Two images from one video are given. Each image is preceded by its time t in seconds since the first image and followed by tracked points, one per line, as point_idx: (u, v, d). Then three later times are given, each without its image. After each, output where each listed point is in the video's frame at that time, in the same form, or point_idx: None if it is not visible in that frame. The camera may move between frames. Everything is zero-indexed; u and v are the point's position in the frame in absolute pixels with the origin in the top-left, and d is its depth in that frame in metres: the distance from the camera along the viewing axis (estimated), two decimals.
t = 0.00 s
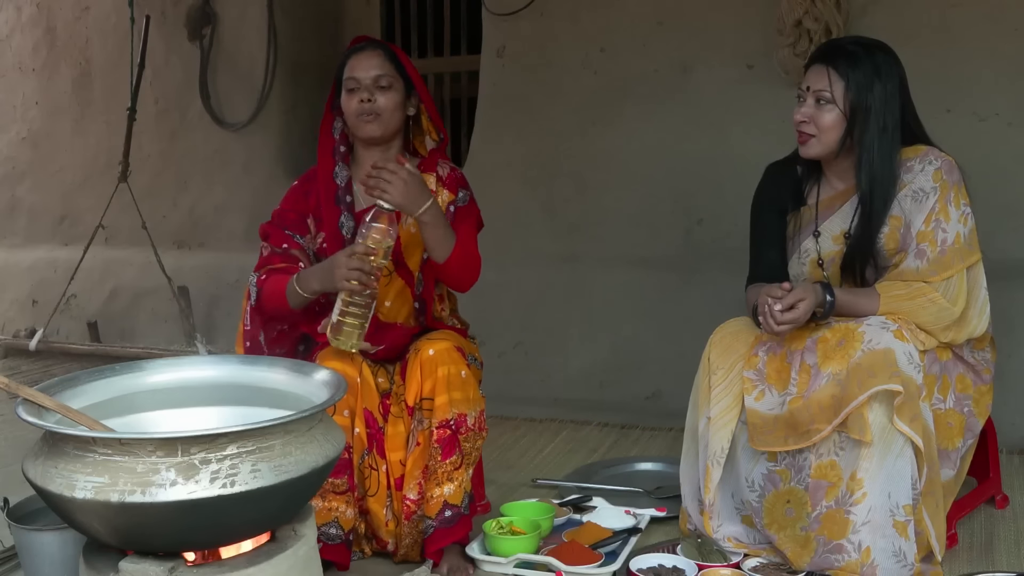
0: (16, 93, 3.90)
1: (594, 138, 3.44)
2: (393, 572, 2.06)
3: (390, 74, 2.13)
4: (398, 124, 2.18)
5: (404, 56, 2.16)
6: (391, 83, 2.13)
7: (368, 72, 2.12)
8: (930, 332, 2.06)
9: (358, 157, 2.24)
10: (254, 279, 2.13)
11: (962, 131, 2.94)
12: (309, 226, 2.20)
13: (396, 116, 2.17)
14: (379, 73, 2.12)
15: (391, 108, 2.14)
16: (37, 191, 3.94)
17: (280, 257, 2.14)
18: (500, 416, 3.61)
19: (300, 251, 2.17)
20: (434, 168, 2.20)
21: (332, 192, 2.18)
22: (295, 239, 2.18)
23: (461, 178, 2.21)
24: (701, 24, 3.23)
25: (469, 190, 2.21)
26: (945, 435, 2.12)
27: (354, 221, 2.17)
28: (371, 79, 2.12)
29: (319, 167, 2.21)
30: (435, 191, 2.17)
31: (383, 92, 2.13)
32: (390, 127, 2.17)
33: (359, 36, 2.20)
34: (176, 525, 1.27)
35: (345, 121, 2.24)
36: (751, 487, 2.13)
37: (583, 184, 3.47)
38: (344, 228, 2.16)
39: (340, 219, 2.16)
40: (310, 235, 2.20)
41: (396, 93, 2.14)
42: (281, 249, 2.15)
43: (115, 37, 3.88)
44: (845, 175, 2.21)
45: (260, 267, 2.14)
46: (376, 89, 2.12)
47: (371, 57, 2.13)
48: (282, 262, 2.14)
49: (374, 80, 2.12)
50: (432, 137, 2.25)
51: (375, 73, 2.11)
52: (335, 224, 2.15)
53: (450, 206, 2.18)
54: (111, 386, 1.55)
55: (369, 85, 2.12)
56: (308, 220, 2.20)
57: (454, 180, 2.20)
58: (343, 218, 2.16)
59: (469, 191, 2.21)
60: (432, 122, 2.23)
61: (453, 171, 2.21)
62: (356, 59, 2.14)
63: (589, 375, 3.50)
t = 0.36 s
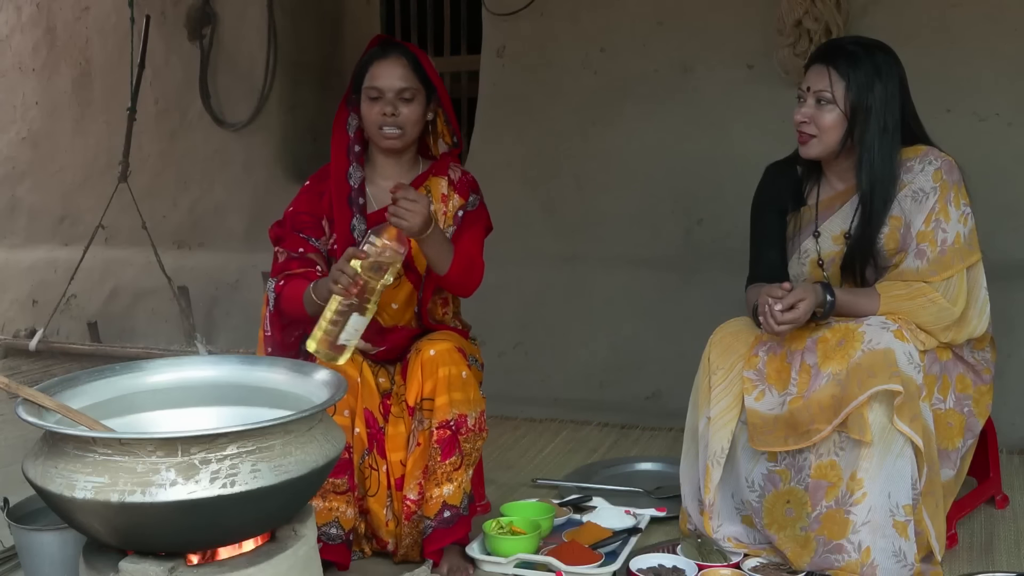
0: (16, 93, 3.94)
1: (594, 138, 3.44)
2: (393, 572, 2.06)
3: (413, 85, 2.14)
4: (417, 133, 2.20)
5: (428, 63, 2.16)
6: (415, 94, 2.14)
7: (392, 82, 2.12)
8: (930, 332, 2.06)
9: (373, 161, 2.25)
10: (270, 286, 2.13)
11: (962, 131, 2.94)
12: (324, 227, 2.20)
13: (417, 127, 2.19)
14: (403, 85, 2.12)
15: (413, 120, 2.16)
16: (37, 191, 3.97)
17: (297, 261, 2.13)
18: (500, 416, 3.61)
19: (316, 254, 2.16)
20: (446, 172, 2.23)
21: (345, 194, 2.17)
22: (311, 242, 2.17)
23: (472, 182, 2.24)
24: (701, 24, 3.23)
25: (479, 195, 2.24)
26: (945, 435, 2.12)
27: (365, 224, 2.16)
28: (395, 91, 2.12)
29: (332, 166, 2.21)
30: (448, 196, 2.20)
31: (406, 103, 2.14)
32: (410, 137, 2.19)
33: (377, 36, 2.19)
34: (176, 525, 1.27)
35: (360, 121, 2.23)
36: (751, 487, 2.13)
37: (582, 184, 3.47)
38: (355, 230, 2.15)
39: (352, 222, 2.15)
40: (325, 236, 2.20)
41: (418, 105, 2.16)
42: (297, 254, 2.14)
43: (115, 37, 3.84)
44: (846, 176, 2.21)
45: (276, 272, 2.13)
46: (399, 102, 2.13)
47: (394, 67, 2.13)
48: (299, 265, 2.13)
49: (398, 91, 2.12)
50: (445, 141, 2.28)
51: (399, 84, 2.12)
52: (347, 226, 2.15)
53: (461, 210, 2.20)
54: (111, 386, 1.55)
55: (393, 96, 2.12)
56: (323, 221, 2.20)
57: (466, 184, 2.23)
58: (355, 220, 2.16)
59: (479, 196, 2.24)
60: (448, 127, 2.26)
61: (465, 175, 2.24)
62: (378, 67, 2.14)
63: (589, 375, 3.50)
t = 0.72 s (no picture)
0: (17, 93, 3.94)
1: (594, 138, 3.44)
2: (393, 572, 2.06)
3: (414, 86, 2.15)
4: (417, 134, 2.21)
5: (429, 64, 2.17)
6: (415, 95, 2.15)
7: (393, 83, 2.13)
8: (930, 333, 2.06)
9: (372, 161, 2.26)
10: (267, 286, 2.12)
11: (962, 131, 2.93)
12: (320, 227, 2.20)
13: (418, 128, 2.19)
14: (403, 86, 2.13)
15: (413, 121, 2.16)
16: (37, 191, 3.97)
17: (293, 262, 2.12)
18: (500, 416, 3.61)
19: (312, 254, 2.15)
20: (447, 175, 2.22)
21: (343, 194, 2.18)
22: (308, 242, 2.17)
23: (471, 188, 2.24)
24: (701, 24, 3.23)
25: (478, 201, 2.24)
26: (945, 435, 2.12)
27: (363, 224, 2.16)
28: (396, 91, 2.13)
29: (332, 167, 2.21)
30: (447, 201, 2.19)
31: (406, 104, 2.15)
32: (410, 138, 2.19)
33: (380, 36, 2.20)
34: (175, 525, 1.27)
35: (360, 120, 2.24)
36: (751, 487, 2.13)
37: (582, 184, 3.47)
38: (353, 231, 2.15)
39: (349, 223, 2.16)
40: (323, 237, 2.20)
41: (419, 106, 2.17)
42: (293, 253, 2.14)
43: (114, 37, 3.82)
44: (846, 175, 2.21)
45: (273, 271, 2.13)
46: (399, 102, 2.14)
47: (396, 68, 2.14)
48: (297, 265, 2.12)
49: (399, 92, 2.13)
50: (446, 143, 2.28)
51: (400, 85, 2.13)
52: (344, 226, 2.15)
53: (460, 216, 2.19)
54: (112, 386, 1.55)
55: (393, 96, 2.13)
56: (320, 222, 2.20)
57: (465, 189, 2.23)
58: (353, 220, 2.16)
59: (479, 202, 2.24)
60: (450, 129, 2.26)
61: (465, 179, 2.24)
62: (380, 66, 2.15)
63: (589, 375, 3.51)
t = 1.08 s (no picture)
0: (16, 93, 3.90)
1: (594, 137, 3.44)
2: (394, 572, 2.06)
3: (427, 91, 2.17)
4: (428, 140, 2.22)
5: (445, 72, 2.19)
6: (428, 101, 2.18)
7: (406, 87, 2.15)
8: (930, 332, 2.06)
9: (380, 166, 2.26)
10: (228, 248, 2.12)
11: (962, 131, 2.93)
12: (307, 223, 2.18)
13: (427, 135, 2.21)
14: (417, 91, 2.16)
15: (424, 127, 2.18)
16: (38, 190, 3.95)
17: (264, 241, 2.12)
18: (501, 416, 3.61)
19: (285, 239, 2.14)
20: (455, 192, 2.20)
21: (347, 200, 2.17)
22: (285, 229, 2.15)
23: (478, 208, 2.20)
24: (701, 24, 3.23)
25: (484, 222, 2.21)
26: (945, 435, 2.12)
27: (364, 232, 2.14)
28: (409, 95, 2.15)
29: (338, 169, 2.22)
30: (453, 219, 2.17)
31: (418, 109, 2.17)
32: (420, 144, 2.20)
33: (398, 41, 2.23)
34: (176, 525, 1.27)
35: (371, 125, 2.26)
36: (751, 487, 2.13)
37: (582, 184, 3.47)
38: (353, 239, 2.14)
39: (350, 230, 2.14)
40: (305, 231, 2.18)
41: (430, 112, 2.19)
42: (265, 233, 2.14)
43: (115, 36, 3.87)
44: (846, 175, 2.21)
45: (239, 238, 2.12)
46: (411, 106, 2.16)
47: (410, 72, 2.16)
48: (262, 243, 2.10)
49: (412, 96, 2.16)
50: (460, 154, 2.27)
51: (413, 90, 2.15)
52: (346, 234, 2.13)
53: (463, 238, 2.17)
54: (111, 386, 1.55)
55: (406, 100, 2.15)
56: (308, 218, 2.18)
57: (472, 209, 2.20)
58: (354, 228, 2.14)
59: (485, 221, 2.22)
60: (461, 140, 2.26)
61: (474, 198, 2.21)
62: (395, 70, 2.17)
63: (589, 375, 3.51)
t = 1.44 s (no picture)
0: (16, 93, 3.75)
1: (594, 137, 3.44)
2: (393, 573, 2.06)
3: (434, 105, 2.15)
4: (432, 152, 2.21)
5: (456, 86, 2.17)
6: (434, 115, 2.16)
7: (412, 99, 2.13)
8: (930, 332, 2.06)
9: (385, 172, 2.26)
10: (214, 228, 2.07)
11: (963, 131, 2.93)
12: (303, 223, 2.19)
13: (429, 148, 2.20)
14: (423, 104, 2.13)
15: (427, 140, 2.17)
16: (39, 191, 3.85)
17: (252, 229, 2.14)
18: (501, 416, 3.61)
19: (274, 234, 2.17)
20: (458, 202, 2.21)
21: (352, 206, 2.18)
22: (279, 223, 2.18)
23: (480, 217, 2.22)
24: (701, 24, 3.23)
25: (486, 231, 2.23)
26: (944, 435, 2.12)
27: (368, 240, 2.16)
28: (415, 107, 2.13)
29: (344, 173, 2.22)
30: (455, 229, 2.18)
31: (423, 123, 2.15)
32: (423, 156, 2.20)
33: (412, 48, 2.20)
34: (176, 525, 1.27)
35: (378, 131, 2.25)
36: (751, 487, 2.13)
37: (583, 184, 3.47)
38: (356, 246, 2.15)
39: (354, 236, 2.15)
40: (300, 230, 2.19)
41: (435, 127, 2.17)
42: (258, 224, 2.16)
43: (115, 35, 4.01)
44: (847, 173, 2.21)
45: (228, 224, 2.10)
46: (416, 119, 2.15)
47: (418, 83, 2.14)
48: (253, 232, 2.13)
49: (417, 109, 2.14)
50: (464, 162, 2.30)
51: (419, 103, 2.13)
52: (348, 242, 2.15)
53: (466, 248, 2.18)
54: (110, 386, 1.55)
55: (411, 113, 2.14)
56: (304, 218, 2.20)
57: (475, 218, 2.21)
58: (358, 235, 2.15)
59: (487, 231, 2.23)
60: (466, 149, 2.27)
61: (476, 208, 2.22)
62: (403, 80, 2.15)
63: (589, 375, 3.51)
